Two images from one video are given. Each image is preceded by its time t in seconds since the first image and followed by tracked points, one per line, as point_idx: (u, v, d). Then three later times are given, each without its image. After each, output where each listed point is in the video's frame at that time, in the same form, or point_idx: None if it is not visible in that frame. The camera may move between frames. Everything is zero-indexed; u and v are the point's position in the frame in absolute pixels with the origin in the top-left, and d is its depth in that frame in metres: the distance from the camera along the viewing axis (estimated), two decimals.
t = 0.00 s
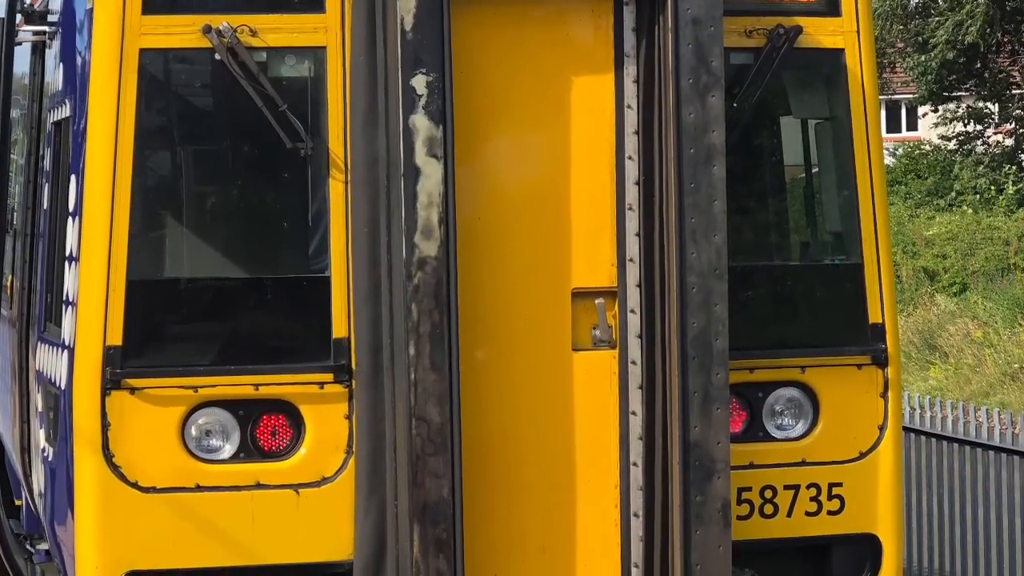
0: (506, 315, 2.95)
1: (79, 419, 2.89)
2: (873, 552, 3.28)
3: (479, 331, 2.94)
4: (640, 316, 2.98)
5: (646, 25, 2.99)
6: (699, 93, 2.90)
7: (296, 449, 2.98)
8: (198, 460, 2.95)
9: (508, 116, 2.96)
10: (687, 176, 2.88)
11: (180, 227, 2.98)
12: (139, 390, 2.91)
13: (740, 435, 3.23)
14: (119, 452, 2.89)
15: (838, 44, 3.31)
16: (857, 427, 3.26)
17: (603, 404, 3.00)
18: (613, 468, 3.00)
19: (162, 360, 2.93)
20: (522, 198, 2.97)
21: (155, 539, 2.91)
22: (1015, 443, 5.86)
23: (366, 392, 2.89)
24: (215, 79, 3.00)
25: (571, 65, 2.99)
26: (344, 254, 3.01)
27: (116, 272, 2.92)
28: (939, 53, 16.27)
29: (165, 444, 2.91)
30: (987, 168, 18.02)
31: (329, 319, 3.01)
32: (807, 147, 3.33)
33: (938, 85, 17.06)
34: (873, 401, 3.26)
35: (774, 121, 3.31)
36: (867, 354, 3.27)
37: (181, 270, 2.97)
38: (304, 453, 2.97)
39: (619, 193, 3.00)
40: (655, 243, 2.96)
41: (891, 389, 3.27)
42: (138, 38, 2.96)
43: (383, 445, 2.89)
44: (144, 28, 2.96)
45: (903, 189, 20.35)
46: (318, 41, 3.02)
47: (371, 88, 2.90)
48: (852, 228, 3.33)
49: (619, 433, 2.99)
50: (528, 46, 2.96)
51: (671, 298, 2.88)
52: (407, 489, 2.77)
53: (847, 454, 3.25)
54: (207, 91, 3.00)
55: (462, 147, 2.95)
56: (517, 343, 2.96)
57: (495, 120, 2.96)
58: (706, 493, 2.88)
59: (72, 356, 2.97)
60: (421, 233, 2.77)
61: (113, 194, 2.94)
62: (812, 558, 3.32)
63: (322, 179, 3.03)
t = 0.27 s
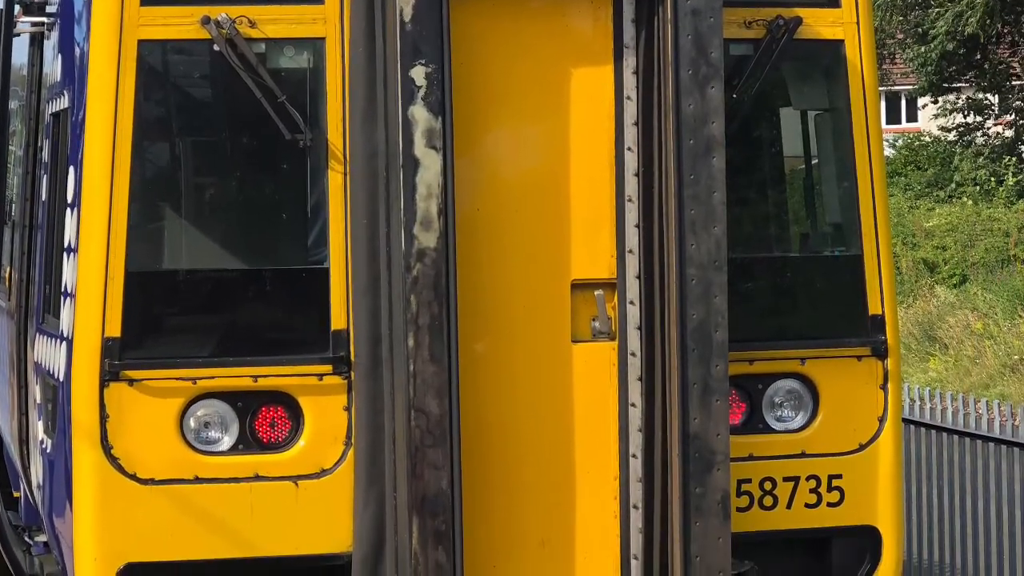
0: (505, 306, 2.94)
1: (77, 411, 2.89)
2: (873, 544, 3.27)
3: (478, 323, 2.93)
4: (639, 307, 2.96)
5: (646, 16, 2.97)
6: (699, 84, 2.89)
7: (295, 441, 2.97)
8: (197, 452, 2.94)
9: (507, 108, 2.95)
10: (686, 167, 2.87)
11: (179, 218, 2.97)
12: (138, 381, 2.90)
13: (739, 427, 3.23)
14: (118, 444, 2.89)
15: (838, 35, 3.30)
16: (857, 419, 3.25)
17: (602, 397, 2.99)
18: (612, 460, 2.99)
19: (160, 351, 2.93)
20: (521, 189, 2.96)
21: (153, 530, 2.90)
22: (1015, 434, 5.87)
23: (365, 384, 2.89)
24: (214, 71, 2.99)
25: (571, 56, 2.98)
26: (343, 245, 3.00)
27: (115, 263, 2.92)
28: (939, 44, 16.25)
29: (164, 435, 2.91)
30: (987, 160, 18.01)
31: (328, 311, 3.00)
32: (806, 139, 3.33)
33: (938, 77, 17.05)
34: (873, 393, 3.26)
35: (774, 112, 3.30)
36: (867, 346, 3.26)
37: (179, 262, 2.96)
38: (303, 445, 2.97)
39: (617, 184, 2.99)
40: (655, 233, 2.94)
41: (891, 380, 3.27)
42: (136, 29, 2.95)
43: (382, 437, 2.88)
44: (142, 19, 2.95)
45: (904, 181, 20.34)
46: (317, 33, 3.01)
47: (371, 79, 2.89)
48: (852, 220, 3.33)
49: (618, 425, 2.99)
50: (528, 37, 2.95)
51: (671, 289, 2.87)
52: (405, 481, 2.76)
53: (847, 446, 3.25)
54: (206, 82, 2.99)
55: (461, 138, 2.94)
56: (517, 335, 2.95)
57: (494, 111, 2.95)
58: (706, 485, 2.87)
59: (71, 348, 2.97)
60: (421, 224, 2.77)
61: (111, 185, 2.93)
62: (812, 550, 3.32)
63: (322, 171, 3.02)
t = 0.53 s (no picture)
0: (505, 299, 2.94)
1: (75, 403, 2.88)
2: (872, 535, 3.27)
3: (478, 315, 2.93)
4: (638, 299, 2.95)
5: (645, 7, 2.94)
6: (698, 76, 2.86)
7: (294, 433, 2.97)
8: (196, 444, 2.94)
9: (507, 99, 2.94)
10: (685, 160, 2.85)
11: (178, 211, 2.96)
12: (136, 373, 2.90)
13: (738, 419, 3.22)
14: (116, 436, 2.88)
15: (838, 26, 3.29)
16: (857, 410, 3.25)
17: (601, 390, 2.99)
18: (611, 452, 2.99)
19: (159, 343, 2.92)
20: (520, 181, 2.95)
21: (152, 522, 2.89)
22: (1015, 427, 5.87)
23: (365, 377, 2.88)
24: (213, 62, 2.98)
25: (570, 47, 2.98)
26: (341, 237, 3.00)
27: (114, 255, 2.91)
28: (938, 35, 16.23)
29: (162, 427, 2.90)
30: (987, 151, 17.99)
31: (326, 302, 2.99)
32: (806, 130, 3.32)
33: (938, 67, 17.04)
34: (873, 384, 3.25)
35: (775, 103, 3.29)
36: (867, 338, 3.26)
37: (177, 253, 2.95)
38: (302, 437, 2.96)
39: (616, 175, 2.98)
40: (655, 225, 2.92)
41: (891, 372, 3.26)
42: (134, 20, 2.94)
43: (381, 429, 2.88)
44: (140, 10, 2.94)
45: (904, 172, 20.31)
46: (315, 24, 3.00)
47: (370, 71, 2.88)
48: (852, 211, 3.32)
49: (617, 417, 2.98)
50: (526, 28, 2.95)
51: (670, 282, 2.85)
52: (404, 473, 2.75)
53: (847, 438, 3.25)
54: (204, 74, 2.99)
55: (460, 130, 2.94)
56: (516, 328, 2.95)
57: (493, 103, 2.94)
58: (706, 477, 2.84)
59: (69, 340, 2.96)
60: (420, 216, 2.76)
61: (110, 177, 2.92)
62: (812, 542, 3.33)
63: (320, 162, 3.02)
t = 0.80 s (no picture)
0: (504, 291, 2.93)
1: (74, 395, 2.87)
2: (872, 527, 3.27)
3: (477, 306, 2.92)
4: (637, 291, 2.93)
5: None
6: (698, 67, 2.85)
7: (293, 425, 2.97)
8: (194, 436, 2.93)
9: (506, 90, 2.94)
10: (684, 151, 2.84)
11: (176, 203, 2.95)
12: (135, 365, 2.89)
13: (738, 411, 3.22)
14: (115, 428, 2.88)
15: (837, 18, 3.29)
16: (857, 402, 3.25)
17: (601, 381, 2.98)
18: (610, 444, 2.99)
19: (158, 335, 2.92)
20: (519, 172, 2.94)
21: (151, 514, 2.89)
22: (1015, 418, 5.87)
23: (364, 368, 2.87)
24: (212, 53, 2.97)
25: (568, 39, 2.96)
26: (340, 228, 2.99)
27: (112, 246, 2.90)
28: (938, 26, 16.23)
29: (161, 419, 2.90)
30: (987, 142, 17.98)
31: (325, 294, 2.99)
32: (806, 121, 3.31)
33: (938, 59, 17.03)
34: (873, 376, 3.25)
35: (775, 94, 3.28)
36: (867, 330, 3.25)
37: (176, 244, 2.94)
38: (301, 429, 2.96)
39: (615, 167, 2.97)
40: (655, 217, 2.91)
41: (891, 364, 3.26)
42: (134, 12, 2.93)
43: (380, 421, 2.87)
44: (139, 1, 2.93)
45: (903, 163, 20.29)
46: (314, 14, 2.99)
47: (370, 62, 2.86)
48: (852, 203, 3.31)
49: (616, 408, 2.98)
50: (526, 19, 2.94)
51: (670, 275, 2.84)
52: (403, 465, 2.75)
53: (847, 430, 3.24)
54: (203, 66, 2.98)
55: (459, 121, 2.93)
56: (515, 319, 2.94)
57: (493, 94, 2.93)
58: (705, 468, 2.83)
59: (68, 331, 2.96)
60: (420, 207, 2.75)
61: (109, 168, 2.91)
62: (812, 533, 3.32)
63: (319, 154, 3.01)
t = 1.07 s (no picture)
0: (504, 282, 2.93)
1: (72, 386, 2.87)
2: (872, 519, 3.28)
3: (476, 298, 2.92)
4: (637, 282, 2.91)
5: None
6: (697, 58, 2.84)
7: (292, 416, 2.96)
8: (193, 427, 2.92)
9: (505, 82, 2.93)
10: (683, 142, 2.83)
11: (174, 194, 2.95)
12: (133, 356, 2.88)
13: (738, 403, 3.21)
14: (114, 419, 2.87)
15: (836, 9, 3.28)
16: (857, 393, 3.25)
17: (600, 373, 2.98)
18: (610, 435, 2.98)
19: (156, 326, 2.91)
20: (518, 164, 2.94)
21: (150, 506, 2.89)
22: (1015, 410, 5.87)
23: (363, 360, 2.87)
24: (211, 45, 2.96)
25: (568, 30, 2.96)
26: (339, 220, 2.98)
27: (110, 236, 2.90)
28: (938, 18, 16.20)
29: (160, 410, 2.89)
30: (987, 134, 17.96)
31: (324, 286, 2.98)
32: (806, 113, 3.30)
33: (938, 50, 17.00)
34: (873, 367, 3.24)
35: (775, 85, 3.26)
36: (867, 321, 3.25)
37: (175, 236, 2.94)
38: (299, 421, 2.96)
39: (615, 158, 2.96)
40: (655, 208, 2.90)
41: (891, 355, 3.25)
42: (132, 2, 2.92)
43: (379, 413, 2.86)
44: None
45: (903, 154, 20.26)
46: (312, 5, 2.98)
47: (368, 53, 2.85)
48: (852, 194, 3.30)
49: (616, 400, 2.97)
50: (525, 10, 2.92)
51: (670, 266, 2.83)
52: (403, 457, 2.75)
53: (847, 421, 3.24)
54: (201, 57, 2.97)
55: (459, 113, 2.92)
56: (515, 311, 2.94)
57: (492, 85, 2.93)
58: (705, 460, 2.83)
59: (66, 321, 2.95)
60: (419, 198, 2.74)
61: (107, 159, 2.90)
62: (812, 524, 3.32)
63: (318, 145, 3.00)
